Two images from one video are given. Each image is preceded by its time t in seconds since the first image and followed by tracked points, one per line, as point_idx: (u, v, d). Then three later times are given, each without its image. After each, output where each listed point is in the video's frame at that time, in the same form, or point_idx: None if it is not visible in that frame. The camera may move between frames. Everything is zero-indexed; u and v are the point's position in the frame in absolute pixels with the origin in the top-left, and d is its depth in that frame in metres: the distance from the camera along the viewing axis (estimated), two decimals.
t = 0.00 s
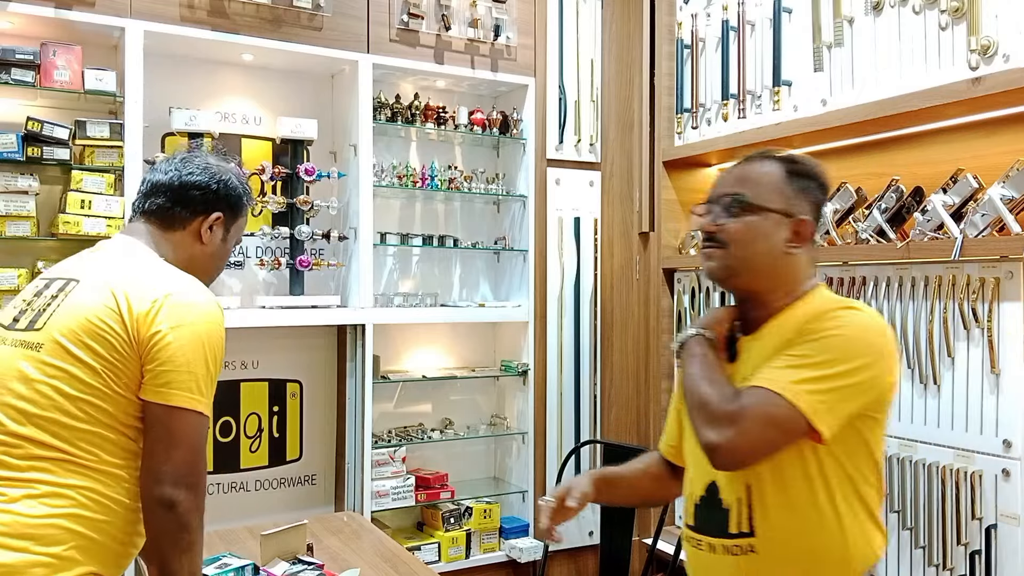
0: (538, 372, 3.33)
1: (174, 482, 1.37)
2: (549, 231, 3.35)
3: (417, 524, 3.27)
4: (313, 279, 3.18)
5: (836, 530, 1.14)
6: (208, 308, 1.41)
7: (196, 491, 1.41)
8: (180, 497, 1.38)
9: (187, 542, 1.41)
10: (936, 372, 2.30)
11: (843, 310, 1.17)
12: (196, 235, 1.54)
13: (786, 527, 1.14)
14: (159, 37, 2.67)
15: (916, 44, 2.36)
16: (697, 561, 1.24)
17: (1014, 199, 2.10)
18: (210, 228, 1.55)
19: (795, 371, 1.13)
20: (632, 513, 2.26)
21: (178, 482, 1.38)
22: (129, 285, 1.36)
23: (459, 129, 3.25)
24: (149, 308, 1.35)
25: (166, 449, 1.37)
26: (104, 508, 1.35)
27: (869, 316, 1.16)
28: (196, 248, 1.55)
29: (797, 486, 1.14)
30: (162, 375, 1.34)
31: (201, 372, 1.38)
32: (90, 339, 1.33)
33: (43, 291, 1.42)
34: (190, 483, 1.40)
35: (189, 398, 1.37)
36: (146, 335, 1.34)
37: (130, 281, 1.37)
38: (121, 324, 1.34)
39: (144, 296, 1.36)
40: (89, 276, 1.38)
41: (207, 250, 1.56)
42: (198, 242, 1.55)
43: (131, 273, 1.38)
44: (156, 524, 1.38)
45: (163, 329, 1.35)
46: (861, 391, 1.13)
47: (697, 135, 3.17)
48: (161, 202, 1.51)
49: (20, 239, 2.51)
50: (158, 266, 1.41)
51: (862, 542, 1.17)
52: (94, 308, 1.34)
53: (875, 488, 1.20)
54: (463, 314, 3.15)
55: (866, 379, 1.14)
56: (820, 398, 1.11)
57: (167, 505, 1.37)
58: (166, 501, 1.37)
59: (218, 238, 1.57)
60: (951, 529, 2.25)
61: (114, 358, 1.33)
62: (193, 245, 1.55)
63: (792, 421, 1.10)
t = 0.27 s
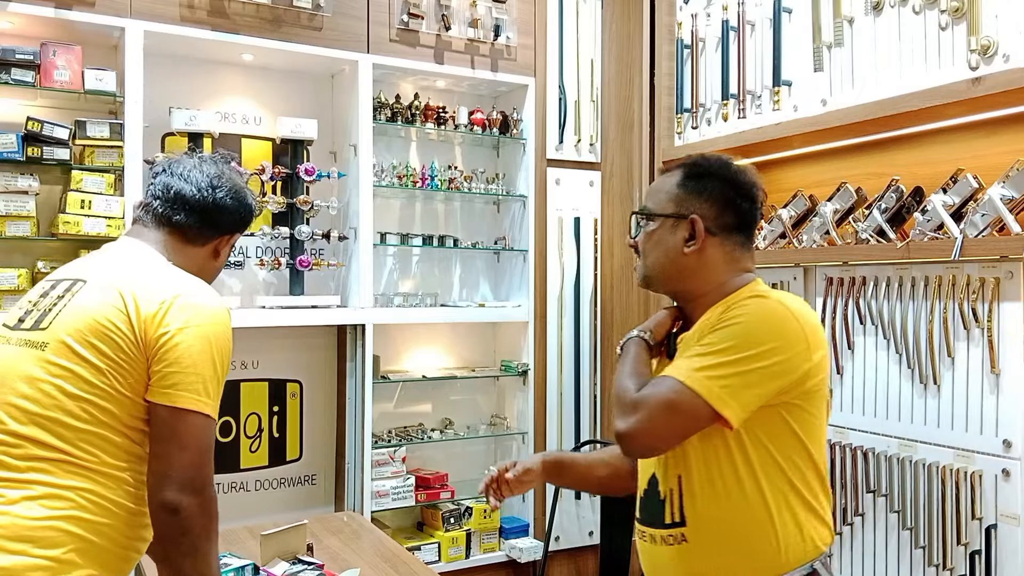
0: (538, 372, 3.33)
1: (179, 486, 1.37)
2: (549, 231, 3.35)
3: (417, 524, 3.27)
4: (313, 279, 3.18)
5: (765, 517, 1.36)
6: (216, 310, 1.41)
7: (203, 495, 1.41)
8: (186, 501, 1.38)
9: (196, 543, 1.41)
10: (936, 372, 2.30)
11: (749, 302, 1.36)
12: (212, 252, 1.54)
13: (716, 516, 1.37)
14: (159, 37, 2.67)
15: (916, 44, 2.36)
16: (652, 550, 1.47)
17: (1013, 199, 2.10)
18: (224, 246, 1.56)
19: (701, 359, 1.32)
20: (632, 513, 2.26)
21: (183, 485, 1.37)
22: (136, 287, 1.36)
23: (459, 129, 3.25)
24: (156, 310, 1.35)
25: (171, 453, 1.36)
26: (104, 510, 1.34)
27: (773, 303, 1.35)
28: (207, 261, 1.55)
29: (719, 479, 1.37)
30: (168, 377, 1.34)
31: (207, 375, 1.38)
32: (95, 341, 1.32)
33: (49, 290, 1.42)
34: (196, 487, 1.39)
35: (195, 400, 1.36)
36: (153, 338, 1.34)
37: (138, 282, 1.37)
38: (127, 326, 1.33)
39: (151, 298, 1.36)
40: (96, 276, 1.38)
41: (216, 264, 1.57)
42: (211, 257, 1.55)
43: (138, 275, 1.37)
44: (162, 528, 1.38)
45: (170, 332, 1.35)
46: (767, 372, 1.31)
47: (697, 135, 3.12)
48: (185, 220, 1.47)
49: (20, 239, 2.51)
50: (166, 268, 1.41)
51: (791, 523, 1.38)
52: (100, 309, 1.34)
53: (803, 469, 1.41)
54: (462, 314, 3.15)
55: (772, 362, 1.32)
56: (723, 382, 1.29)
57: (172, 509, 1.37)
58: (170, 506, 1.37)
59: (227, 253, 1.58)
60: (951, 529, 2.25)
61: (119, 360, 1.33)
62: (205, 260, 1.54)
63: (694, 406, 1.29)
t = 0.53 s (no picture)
0: (538, 372, 3.33)
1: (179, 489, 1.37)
2: (549, 231, 3.35)
3: (417, 524, 3.27)
4: (313, 279, 3.18)
5: (746, 533, 1.36)
6: (221, 317, 1.42)
7: (203, 498, 1.41)
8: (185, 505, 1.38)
9: (196, 546, 1.41)
10: (936, 371, 2.30)
11: (722, 314, 1.35)
12: (217, 258, 1.55)
13: (697, 528, 1.38)
14: (159, 37, 2.67)
15: (916, 44, 2.36)
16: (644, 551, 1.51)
17: (1013, 199, 2.10)
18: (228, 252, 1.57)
19: (670, 373, 1.34)
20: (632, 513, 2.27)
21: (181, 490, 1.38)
22: (144, 290, 1.36)
23: (459, 129, 3.25)
24: (164, 313, 1.36)
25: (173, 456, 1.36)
26: (106, 512, 1.34)
27: (744, 314, 1.34)
28: (211, 266, 1.56)
29: (700, 493, 1.38)
30: (175, 379, 1.35)
31: (214, 379, 1.39)
32: (103, 342, 1.32)
33: (54, 292, 1.42)
34: (195, 490, 1.39)
35: (201, 404, 1.37)
36: (160, 340, 1.35)
37: (145, 285, 1.37)
38: (135, 328, 1.34)
39: (159, 301, 1.36)
40: (103, 278, 1.38)
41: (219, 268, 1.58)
42: (214, 262, 1.56)
43: (145, 278, 1.38)
44: (163, 531, 1.38)
45: (177, 335, 1.35)
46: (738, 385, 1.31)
47: (698, 135, 3.11)
48: (194, 229, 1.49)
49: (20, 239, 2.51)
50: (173, 273, 1.42)
51: (775, 543, 1.37)
52: (106, 310, 1.34)
53: (788, 479, 1.40)
54: (463, 314, 3.15)
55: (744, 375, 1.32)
56: (690, 397, 1.31)
57: (172, 513, 1.37)
58: (169, 509, 1.37)
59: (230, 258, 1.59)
60: (951, 529, 2.24)
61: (126, 362, 1.33)
62: (209, 265, 1.55)
63: (663, 420, 1.32)
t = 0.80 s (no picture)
0: (538, 373, 3.33)
1: (176, 494, 1.36)
2: (549, 231, 3.35)
3: (417, 524, 3.27)
4: (313, 279, 3.18)
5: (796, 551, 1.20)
6: (223, 320, 1.42)
7: (201, 502, 1.40)
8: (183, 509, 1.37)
9: (198, 549, 1.42)
10: (935, 372, 2.30)
11: (794, 332, 1.18)
12: (220, 264, 1.57)
13: (749, 551, 1.22)
14: (159, 37, 2.67)
15: (916, 44, 2.36)
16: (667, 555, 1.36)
17: (1014, 199, 2.10)
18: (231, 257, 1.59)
19: (750, 396, 1.17)
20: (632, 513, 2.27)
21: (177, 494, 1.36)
22: (146, 292, 1.36)
23: (459, 129, 3.25)
24: (167, 316, 1.36)
25: (171, 459, 1.36)
26: (106, 514, 1.34)
27: (819, 330, 1.18)
28: (213, 272, 1.57)
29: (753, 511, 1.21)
30: (177, 382, 1.35)
31: (216, 382, 1.38)
32: (105, 343, 1.33)
33: (57, 293, 1.42)
34: (192, 495, 1.38)
35: (201, 406, 1.36)
36: (162, 343, 1.35)
37: (148, 287, 1.37)
38: (137, 330, 1.34)
39: (161, 303, 1.36)
40: (106, 280, 1.38)
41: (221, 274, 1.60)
42: (217, 267, 1.57)
43: (148, 281, 1.38)
44: (162, 536, 1.38)
45: (179, 337, 1.35)
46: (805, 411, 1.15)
47: (697, 135, 3.16)
48: (198, 237, 1.49)
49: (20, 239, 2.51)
50: (176, 276, 1.42)
51: (825, 560, 1.22)
52: (109, 312, 1.34)
53: (845, 508, 1.24)
54: (463, 314, 3.15)
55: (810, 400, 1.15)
56: (768, 420, 1.15)
57: (169, 518, 1.36)
58: (167, 514, 1.36)
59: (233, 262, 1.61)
60: (951, 529, 2.25)
61: (128, 363, 1.34)
62: (213, 271, 1.57)
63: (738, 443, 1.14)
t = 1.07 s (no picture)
0: (538, 373, 3.33)
1: (197, 497, 1.38)
2: (548, 230, 3.35)
3: (417, 524, 3.27)
4: (313, 279, 3.18)
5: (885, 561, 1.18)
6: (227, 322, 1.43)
7: (223, 502, 1.42)
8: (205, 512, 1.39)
9: (221, 549, 1.43)
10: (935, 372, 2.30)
11: (943, 369, 1.11)
12: (219, 267, 1.57)
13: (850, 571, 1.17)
14: (159, 37, 2.67)
15: (916, 44, 2.36)
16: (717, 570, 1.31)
17: (1014, 199, 2.10)
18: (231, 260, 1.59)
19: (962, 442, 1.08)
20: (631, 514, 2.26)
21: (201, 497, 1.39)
22: (151, 295, 1.37)
23: (459, 129, 3.25)
24: (172, 318, 1.37)
25: (187, 463, 1.37)
26: (105, 516, 1.34)
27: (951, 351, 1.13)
28: (213, 275, 1.58)
29: (845, 531, 1.17)
30: (184, 384, 1.35)
31: (223, 385, 1.39)
32: (110, 345, 1.33)
33: (61, 295, 1.43)
34: (213, 497, 1.40)
35: (211, 409, 1.37)
36: (166, 345, 1.35)
37: (154, 289, 1.38)
38: (142, 332, 1.35)
39: (167, 305, 1.37)
40: (110, 282, 1.39)
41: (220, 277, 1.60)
42: (216, 271, 1.58)
43: (153, 283, 1.39)
44: (186, 536, 1.41)
45: (184, 340, 1.36)
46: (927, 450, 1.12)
47: (697, 135, 3.13)
48: (198, 243, 1.50)
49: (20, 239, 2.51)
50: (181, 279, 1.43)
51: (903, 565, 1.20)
52: (113, 313, 1.34)
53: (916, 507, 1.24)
54: (463, 314, 3.15)
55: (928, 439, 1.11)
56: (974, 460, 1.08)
57: (192, 519, 1.39)
58: (192, 517, 1.39)
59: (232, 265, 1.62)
60: (951, 529, 2.24)
61: (132, 365, 1.34)
62: (212, 274, 1.58)
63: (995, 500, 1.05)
